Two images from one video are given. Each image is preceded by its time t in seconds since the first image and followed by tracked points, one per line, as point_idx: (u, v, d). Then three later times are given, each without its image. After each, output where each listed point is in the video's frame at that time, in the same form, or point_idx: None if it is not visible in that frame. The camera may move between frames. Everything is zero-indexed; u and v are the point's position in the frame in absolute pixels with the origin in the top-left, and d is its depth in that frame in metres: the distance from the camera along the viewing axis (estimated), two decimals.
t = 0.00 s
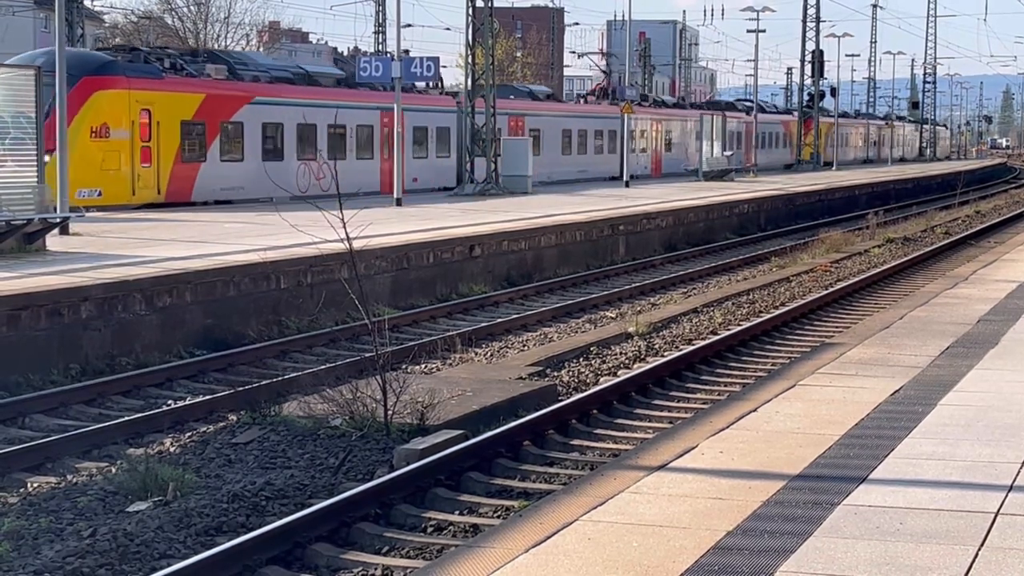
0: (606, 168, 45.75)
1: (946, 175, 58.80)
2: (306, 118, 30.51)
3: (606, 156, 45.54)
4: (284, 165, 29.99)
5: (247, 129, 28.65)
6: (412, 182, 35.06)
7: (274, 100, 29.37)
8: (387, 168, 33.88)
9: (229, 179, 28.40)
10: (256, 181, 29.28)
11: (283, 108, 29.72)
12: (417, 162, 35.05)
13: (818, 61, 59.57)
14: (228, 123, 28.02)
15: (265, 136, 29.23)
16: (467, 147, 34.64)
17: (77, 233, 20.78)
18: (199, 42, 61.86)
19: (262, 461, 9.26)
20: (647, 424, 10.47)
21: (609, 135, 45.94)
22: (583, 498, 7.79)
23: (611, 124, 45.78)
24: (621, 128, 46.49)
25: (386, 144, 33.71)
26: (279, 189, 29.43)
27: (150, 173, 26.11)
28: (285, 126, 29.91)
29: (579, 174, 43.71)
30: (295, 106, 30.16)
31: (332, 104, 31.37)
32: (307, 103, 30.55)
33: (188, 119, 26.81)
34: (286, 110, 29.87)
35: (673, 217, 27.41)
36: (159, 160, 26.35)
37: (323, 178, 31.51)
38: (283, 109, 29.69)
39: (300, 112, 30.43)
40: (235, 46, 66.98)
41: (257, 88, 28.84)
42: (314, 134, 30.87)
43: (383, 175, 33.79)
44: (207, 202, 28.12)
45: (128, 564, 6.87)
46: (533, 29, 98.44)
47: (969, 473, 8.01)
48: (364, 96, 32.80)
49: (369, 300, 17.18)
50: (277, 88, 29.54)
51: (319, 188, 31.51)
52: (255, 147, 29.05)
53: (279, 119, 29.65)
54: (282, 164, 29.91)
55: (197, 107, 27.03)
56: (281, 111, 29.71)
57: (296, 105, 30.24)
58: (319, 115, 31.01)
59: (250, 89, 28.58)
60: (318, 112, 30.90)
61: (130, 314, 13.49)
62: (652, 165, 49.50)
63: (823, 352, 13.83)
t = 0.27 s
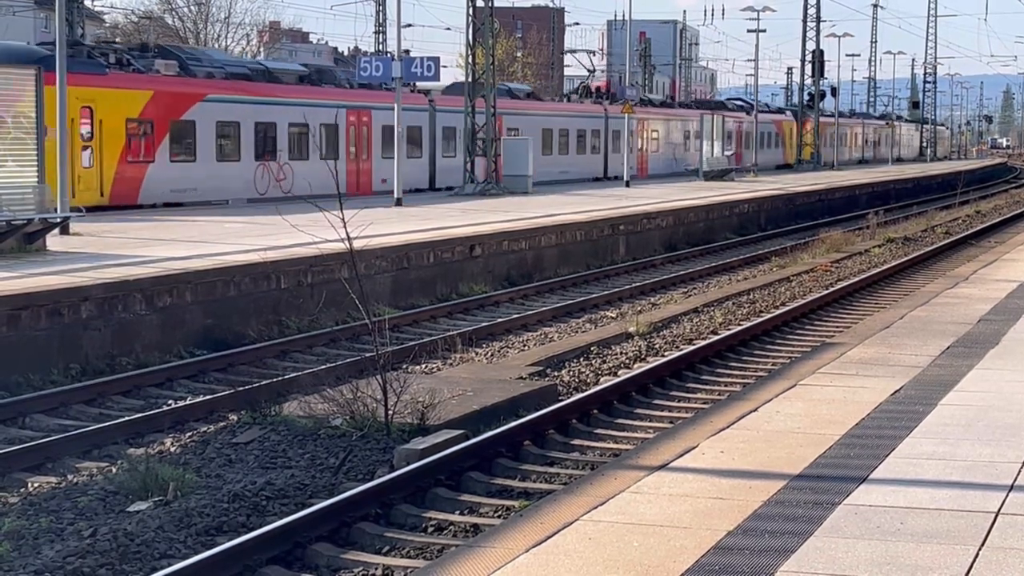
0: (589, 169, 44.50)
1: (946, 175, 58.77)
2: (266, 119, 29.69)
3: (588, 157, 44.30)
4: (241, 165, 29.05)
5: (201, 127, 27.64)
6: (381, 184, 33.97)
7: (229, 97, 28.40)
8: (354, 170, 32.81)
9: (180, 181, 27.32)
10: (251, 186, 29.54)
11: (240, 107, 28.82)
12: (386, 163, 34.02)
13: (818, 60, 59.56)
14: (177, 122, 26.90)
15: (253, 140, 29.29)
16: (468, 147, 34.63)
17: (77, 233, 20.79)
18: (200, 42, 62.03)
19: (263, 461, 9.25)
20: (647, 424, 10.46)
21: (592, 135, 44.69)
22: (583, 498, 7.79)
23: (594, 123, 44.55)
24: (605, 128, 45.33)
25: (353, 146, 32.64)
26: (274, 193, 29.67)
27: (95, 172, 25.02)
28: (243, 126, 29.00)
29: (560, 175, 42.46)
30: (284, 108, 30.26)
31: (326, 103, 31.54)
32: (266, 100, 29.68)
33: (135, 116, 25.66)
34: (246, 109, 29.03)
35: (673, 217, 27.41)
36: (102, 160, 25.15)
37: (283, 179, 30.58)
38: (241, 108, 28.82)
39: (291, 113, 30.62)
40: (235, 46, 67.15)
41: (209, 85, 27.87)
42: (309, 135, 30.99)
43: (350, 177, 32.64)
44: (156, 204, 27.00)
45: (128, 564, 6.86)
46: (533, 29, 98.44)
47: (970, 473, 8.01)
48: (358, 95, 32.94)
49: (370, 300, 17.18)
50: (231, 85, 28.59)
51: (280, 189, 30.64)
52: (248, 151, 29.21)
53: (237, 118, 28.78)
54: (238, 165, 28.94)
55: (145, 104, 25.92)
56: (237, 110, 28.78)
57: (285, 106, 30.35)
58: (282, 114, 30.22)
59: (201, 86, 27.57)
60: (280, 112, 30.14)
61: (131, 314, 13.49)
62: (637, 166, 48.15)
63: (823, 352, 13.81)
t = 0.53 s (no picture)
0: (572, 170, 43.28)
1: (947, 175, 58.75)
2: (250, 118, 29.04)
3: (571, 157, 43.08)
4: (198, 165, 27.65)
5: (176, 126, 26.85)
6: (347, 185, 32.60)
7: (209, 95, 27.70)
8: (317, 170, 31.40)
9: (124, 182, 25.79)
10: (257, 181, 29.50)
11: (222, 106, 28.13)
12: (353, 164, 32.71)
13: (818, 60, 59.57)
14: (132, 119, 25.61)
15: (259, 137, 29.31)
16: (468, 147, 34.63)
17: (77, 233, 20.78)
18: (200, 42, 62.10)
19: (263, 461, 9.25)
20: (647, 424, 10.46)
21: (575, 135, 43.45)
22: (583, 498, 7.78)
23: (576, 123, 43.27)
24: (587, 127, 44.09)
25: (318, 144, 31.30)
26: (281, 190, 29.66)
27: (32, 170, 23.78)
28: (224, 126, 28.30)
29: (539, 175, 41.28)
30: (287, 106, 30.10)
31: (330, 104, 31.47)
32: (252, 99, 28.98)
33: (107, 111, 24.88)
34: (229, 108, 28.37)
35: (673, 217, 27.40)
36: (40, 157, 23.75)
37: (241, 181, 29.18)
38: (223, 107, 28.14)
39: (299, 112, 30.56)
40: (235, 47, 67.22)
41: (187, 84, 27.13)
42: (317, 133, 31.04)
43: (313, 178, 31.23)
44: (98, 207, 25.45)
45: (129, 564, 6.87)
46: (534, 29, 98.43)
47: (970, 473, 8.00)
48: (363, 96, 32.93)
49: (370, 300, 17.18)
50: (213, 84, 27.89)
51: (235, 192, 29.11)
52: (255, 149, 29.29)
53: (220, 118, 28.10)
54: (198, 165, 27.69)
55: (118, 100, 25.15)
56: (217, 109, 28.06)
57: (291, 104, 30.26)
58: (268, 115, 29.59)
59: (177, 84, 26.82)
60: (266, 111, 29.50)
61: (131, 314, 13.49)
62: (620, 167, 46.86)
63: (823, 352, 13.80)
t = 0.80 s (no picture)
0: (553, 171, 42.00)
1: (947, 175, 58.72)
2: (240, 118, 28.72)
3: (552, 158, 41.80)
4: (145, 166, 26.15)
5: (166, 127, 26.51)
6: (308, 187, 31.37)
7: (198, 95, 27.35)
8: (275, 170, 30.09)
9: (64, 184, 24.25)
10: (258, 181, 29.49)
11: (212, 106, 27.79)
12: (315, 164, 31.42)
13: (818, 60, 59.56)
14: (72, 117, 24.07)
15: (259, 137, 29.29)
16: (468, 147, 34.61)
17: (77, 233, 20.79)
18: (200, 42, 62.11)
19: (263, 461, 9.25)
20: (647, 424, 10.45)
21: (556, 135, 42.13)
22: (583, 498, 7.78)
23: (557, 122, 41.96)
24: (569, 127, 42.76)
25: (278, 143, 30.02)
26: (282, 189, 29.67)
27: None
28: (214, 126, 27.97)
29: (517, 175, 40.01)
30: (262, 106, 29.35)
31: (327, 103, 31.41)
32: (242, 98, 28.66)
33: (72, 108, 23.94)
34: (219, 108, 28.06)
35: (673, 217, 27.40)
36: None
37: (194, 184, 27.76)
38: (212, 107, 27.80)
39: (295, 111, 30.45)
40: (235, 46, 67.26)
41: (176, 83, 26.79)
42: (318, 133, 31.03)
43: (271, 178, 29.94)
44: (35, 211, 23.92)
45: (129, 564, 6.87)
46: (534, 29, 98.51)
47: (970, 473, 7.99)
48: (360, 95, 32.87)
49: (370, 300, 17.18)
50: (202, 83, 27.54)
51: (187, 195, 27.63)
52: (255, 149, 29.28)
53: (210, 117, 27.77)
54: (146, 166, 26.21)
55: (105, 100, 24.81)
56: (207, 109, 27.73)
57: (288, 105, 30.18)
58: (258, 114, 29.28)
59: (165, 84, 26.47)
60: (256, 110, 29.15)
61: (131, 315, 13.49)
62: (603, 168, 45.55)
63: (823, 351, 13.79)
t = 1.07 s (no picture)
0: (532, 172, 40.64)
1: (947, 175, 58.73)
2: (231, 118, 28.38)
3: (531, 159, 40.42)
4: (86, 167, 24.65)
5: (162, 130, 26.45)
6: (269, 189, 30.00)
7: (187, 95, 27.02)
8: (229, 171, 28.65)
9: None
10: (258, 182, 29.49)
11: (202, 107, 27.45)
12: (276, 165, 30.00)
13: (818, 60, 59.58)
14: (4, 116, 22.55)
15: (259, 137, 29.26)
16: (468, 147, 34.60)
17: (77, 233, 20.80)
18: (200, 42, 62.13)
19: (264, 461, 9.25)
20: (647, 424, 10.46)
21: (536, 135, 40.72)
22: (583, 498, 7.78)
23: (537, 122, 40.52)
24: (549, 126, 41.30)
25: (234, 144, 28.61)
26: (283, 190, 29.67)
27: None
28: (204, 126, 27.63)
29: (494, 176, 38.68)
30: (217, 104, 27.91)
31: (326, 103, 31.34)
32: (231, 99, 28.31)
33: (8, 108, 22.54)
34: (210, 107, 27.75)
35: (673, 217, 27.41)
36: None
37: (140, 186, 26.28)
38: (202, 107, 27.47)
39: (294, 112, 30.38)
40: (235, 47, 67.29)
41: (163, 83, 26.44)
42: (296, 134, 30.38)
43: (226, 180, 28.52)
44: None
45: (129, 564, 6.87)
46: (533, 29, 98.55)
47: (970, 473, 7.99)
48: (360, 96, 32.79)
49: (370, 300, 17.19)
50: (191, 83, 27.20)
51: (133, 199, 26.14)
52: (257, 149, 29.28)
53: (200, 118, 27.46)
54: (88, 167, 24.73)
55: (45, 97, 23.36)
56: (197, 109, 27.40)
57: (289, 106, 30.16)
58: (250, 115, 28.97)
59: (153, 84, 26.15)
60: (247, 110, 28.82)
61: (131, 315, 13.50)
62: (586, 169, 44.13)
63: (823, 351, 13.78)
